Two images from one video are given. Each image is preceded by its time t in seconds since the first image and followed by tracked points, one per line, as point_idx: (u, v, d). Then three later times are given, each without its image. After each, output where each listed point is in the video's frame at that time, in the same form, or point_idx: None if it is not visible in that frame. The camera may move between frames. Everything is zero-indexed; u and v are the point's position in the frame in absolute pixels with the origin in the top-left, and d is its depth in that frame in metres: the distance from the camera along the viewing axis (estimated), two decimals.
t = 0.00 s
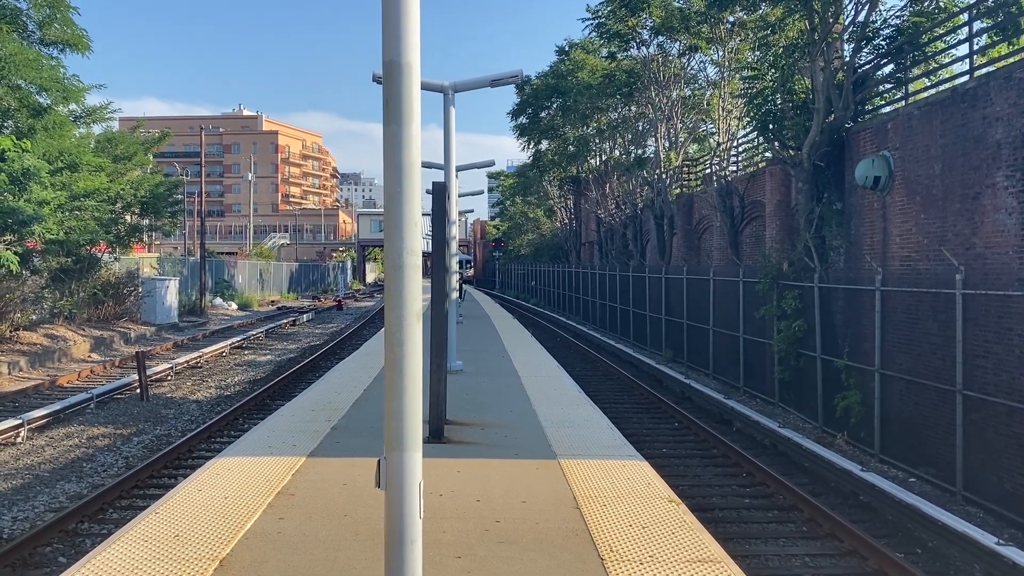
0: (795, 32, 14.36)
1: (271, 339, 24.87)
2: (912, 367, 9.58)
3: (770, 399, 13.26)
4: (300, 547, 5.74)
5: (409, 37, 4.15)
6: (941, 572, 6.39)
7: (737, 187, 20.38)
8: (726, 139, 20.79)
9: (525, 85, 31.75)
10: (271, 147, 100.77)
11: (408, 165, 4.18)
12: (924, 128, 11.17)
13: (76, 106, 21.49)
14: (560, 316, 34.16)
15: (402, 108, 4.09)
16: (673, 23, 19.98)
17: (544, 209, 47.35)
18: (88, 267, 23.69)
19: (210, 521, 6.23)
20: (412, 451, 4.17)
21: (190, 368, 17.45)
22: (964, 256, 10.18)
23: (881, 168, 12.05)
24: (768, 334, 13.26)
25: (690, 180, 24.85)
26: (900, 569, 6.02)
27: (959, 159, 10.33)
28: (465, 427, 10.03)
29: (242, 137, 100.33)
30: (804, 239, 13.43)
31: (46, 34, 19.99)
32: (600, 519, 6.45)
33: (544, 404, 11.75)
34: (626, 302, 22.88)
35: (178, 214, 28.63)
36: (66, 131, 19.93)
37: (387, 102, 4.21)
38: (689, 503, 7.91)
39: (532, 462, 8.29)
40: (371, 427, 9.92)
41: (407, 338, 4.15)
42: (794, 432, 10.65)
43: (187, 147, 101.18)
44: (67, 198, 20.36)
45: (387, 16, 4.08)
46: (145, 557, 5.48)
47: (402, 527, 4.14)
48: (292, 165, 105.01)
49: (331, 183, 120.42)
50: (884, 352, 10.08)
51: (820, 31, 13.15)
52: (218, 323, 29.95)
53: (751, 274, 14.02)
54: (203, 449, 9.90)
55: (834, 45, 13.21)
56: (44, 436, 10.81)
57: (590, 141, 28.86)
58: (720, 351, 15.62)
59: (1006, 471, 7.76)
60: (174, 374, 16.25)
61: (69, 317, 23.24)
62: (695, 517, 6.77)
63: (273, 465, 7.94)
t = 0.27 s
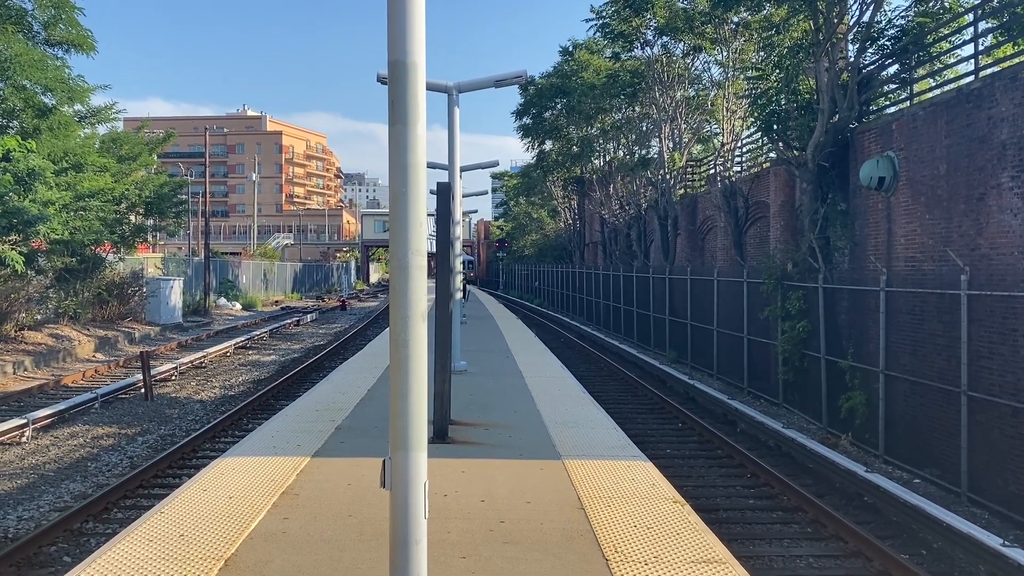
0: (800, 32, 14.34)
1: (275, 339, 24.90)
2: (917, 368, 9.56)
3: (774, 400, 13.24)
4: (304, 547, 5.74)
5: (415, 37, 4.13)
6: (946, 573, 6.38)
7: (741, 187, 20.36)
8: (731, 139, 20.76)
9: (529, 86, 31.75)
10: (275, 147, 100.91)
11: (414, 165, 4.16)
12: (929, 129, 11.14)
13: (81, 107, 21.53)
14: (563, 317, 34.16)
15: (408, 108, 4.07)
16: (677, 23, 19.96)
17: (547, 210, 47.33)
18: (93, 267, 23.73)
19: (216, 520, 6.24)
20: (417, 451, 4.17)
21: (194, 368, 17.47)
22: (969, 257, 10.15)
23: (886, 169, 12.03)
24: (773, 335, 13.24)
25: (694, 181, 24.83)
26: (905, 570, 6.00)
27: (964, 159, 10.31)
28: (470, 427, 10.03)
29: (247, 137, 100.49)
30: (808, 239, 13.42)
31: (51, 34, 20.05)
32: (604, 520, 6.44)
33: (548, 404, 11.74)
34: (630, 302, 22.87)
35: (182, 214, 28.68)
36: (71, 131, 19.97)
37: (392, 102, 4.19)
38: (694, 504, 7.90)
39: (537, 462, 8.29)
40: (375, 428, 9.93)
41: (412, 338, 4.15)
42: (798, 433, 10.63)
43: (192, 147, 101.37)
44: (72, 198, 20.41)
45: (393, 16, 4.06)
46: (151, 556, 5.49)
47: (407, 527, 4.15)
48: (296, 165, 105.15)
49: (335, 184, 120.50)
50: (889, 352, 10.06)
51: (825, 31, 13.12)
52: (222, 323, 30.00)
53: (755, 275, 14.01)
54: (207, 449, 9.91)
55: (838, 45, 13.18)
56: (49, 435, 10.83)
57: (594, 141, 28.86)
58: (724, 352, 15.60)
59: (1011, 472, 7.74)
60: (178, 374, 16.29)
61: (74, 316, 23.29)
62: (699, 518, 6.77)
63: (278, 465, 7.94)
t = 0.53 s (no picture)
0: (807, 33, 14.31)
1: (281, 339, 24.93)
2: (924, 369, 9.53)
3: (781, 401, 13.21)
4: (313, 547, 5.75)
5: (426, 37, 4.12)
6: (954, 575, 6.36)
7: (748, 187, 20.33)
8: (737, 140, 20.73)
9: (535, 86, 31.75)
10: (281, 147, 101.09)
11: (425, 166, 4.16)
12: (937, 129, 11.11)
13: (88, 107, 21.58)
14: (568, 317, 34.16)
15: (419, 109, 4.07)
16: (683, 24, 19.94)
17: (553, 210, 47.32)
18: (99, 267, 23.79)
19: (225, 520, 6.25)
20: (428, 452, 4.18)
21: (200, 368, 17.50)
22: (977, 258, 10.12)
23: (893, 170, 12.00)
24: (779, 336, 13.22)
25: (700, 181, 24.80)
26: (913, 572, 5.98)
27: (972, 160, 10.28)
28: (477, 428, 10.03)
29: (253, 138, 100.69)
30: (815, 240, 13.39)
31: (59, 35, 20.10)
32: (612, 521, 6.44)
33: (555, 405, 11.73)
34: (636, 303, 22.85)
35: (189, 214, 28.73)
36: (78, 132, 20.02)
37: (404, 102, 4.19)
38: (701, 505, 7.89)
39: (545, 463, 8.28)
40: (383, 428, 9.93)
41: (423, 339, 4.15)
42: (805, 435, 10.61)
43: (198, 147, 101.61)
44: (79, 198, 20.47)
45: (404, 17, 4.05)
46: (161, 556, 5.50)
47: (417, 528, 4.15)
48: (302, 166, 105.33)
49: (341, 184, 120.58)
50: (896, 353, 10.03)
51: (832, 32, 13.10)
52: (228, 323, 30.05)
53: (761, 275, 13.98)
54: (214, 449, 9.93)
55: (846, 46, 13.17)
56: (57, 434, 10.86)
57: (600, 142, 28.85)
58: (730, 353, 15.59)
59: (1021, 474, 7.72)
60: (185, 374, 16.31)
61: (81, 316, 23.35)
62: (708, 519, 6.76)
63: (286, 465, 7.94)
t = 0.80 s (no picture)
0: (817, 33, 14.28)
1: (289, 339, 24.99)
2: (935, 370, 9.51)
3: (790, 402, 13.19)
4: (330, 547, 5.76)
5: (446, 38, 4.14)
6: None
7: (757, 188, 20.30)
8: (746, 140, 20.69)
9: (542, 87, 31.76)
10: (288, 148, 101.30)
11: (445, 166, 4.17)
12: (948, 130, 11.07)
13: (99, 108, 21.64)
14: (576, 318, 34.15)
15: (439, 109, 4.08)
16: (692, 24, 19.92)
17: (560, 211, 47.32)
18: (109, 267, 23.87)
19: (241, 519, 6.26)
20: (447, 453, 4.18)
21: (209, 367, 17.55)
22: (989, 259, 10.09)
23: (904, 170, 11.95)
24: (789, 337, 13.19)
25: (708, 182, 24.77)
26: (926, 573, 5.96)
27: (984, 161, 10.24)
28: (488, 428, 10.03)
29: (260, 138, 100.95)
30: (825, 241, 13.36)
31: (70, 36, 20.17)
32: (627, 521, 6.44)
33: (565, 406, 11.73)
34: (644, 303, 22.83)
35: (198, 215, 28.83)
36: (89, 132, 20.08)
37: (424, 103, 4.20)
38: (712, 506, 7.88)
39: (557, 464, 8.28)
40: (394, 428, 9.95)
41: (442, 339, 4.15)
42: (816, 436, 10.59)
43: (206, 148, 101.91)
44: (89, 198, 20.54)
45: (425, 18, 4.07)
46: (178, 556, 5.51)
47: (437, 529, 4.15)
48: (309, 166, 105.55)
49: (348, 184, 120.75)
50: (907, 355, 10.01)
51: (843, 32, 13.07)
52: (236, 323, 30.13)
53: (771, 276, 13.96)
54: (225, 448, 9.96)
55: (856, 46, 13.14)
56: (68, 434, 10.91)
57: (608, 142, 28.84)
58: (739, 354, 15.57)
59: None
60: (194, 373, 16.36)
61: (90, 316, 23.43)
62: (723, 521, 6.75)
63: (300, 465, 7.95)
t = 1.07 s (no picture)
0: (828, 34, 14.25)
1: (298, 339, 25.03)
2: (948, 372, 9.47)
3: (801, 403, 13.15)
4: (349, 548, 5.76)
5: (470, 38, 4.12)
6: None
7: (767, 189, 20.22)
8: (757, 141, 20.64)
9: (551, 88, 31.78)
10: (297, 149, 101.54)
11: (467, 167, 4.16)
12: (962, 130, 11.03)
13: (111, 108, 21.75)
14: (584, 319, 34.15)
15: (462, 110, 4.07)
16: (702, 25, 19.91)
17: (568, 212, 47.32)
18: (120, 267, 23.96)
19: (259, 520, 6.27)
20: (470, 454, 4.20)
21: (220, 367, 17.60)
22: (1004, 260, 10.05)
23: (916, 172, 11.91)
24: (799, 338, 13.16)
25: (717, 183, 24.73)
26: None
27: (998, 162, 10.20)
28: (500, 429, 10.04)
29: (269, 139, 101.22)
30: (837, 242, 13.33)
31: (82, 37, 20.27)
32: (645, 523, 6.42)
33: (577, 406, 11.73)
34: (653, 304, 22.80)
35: (207, 215, 28.93)
36: (100, 133, 20.17)
37: (446, 103, 4.18)
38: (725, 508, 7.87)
39: (572, 465, 8.27)
40: (407, 428, 9.96)
41: (465, 341, 4.16)
42: (828, 437, 10.56)
43: (214, 149, 102.24)
44: (100, 198, 20.65)
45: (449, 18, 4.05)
46: (198, 556, 5.52)
47: (460, 530, 4.19)
48: (317, 167, 105.79)
49: (355, 184, 120.95)
50: (920, 356, 9.97)
51: (854, 33, 13.05)
52: (245, 323, 30.20)
53: (782, 277, 13.92)
54: (237, 448, 9.98)
55: (867, 47, 13.12)
56: (81, 433, 10.96)
57: (617, 143, 28.82)
58: (749, 355, 15.54)
59: None
60: (204, 374, 16.40)
61: (101, 316, 23.53)
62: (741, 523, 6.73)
63: (317, 465, 7.96)
